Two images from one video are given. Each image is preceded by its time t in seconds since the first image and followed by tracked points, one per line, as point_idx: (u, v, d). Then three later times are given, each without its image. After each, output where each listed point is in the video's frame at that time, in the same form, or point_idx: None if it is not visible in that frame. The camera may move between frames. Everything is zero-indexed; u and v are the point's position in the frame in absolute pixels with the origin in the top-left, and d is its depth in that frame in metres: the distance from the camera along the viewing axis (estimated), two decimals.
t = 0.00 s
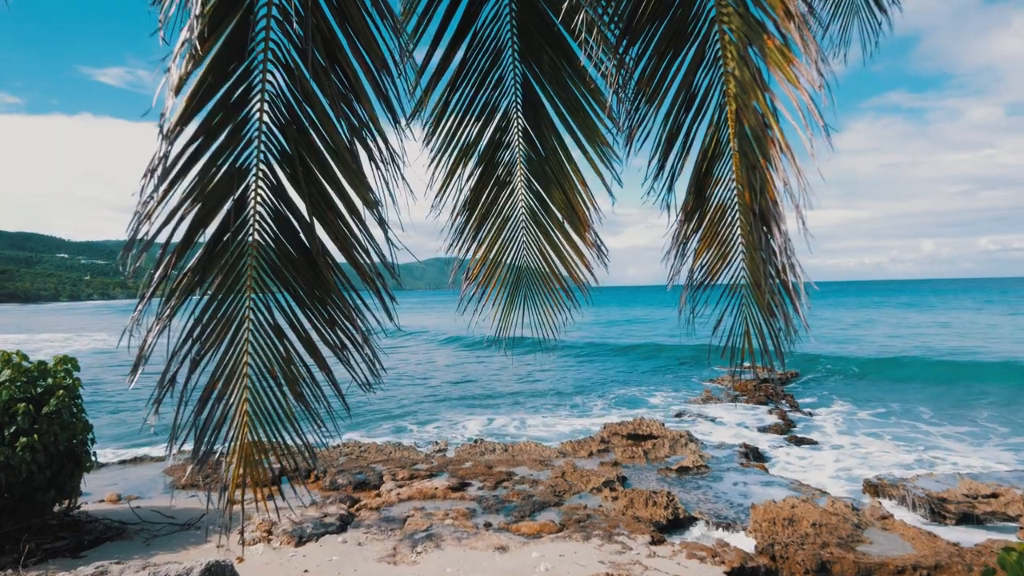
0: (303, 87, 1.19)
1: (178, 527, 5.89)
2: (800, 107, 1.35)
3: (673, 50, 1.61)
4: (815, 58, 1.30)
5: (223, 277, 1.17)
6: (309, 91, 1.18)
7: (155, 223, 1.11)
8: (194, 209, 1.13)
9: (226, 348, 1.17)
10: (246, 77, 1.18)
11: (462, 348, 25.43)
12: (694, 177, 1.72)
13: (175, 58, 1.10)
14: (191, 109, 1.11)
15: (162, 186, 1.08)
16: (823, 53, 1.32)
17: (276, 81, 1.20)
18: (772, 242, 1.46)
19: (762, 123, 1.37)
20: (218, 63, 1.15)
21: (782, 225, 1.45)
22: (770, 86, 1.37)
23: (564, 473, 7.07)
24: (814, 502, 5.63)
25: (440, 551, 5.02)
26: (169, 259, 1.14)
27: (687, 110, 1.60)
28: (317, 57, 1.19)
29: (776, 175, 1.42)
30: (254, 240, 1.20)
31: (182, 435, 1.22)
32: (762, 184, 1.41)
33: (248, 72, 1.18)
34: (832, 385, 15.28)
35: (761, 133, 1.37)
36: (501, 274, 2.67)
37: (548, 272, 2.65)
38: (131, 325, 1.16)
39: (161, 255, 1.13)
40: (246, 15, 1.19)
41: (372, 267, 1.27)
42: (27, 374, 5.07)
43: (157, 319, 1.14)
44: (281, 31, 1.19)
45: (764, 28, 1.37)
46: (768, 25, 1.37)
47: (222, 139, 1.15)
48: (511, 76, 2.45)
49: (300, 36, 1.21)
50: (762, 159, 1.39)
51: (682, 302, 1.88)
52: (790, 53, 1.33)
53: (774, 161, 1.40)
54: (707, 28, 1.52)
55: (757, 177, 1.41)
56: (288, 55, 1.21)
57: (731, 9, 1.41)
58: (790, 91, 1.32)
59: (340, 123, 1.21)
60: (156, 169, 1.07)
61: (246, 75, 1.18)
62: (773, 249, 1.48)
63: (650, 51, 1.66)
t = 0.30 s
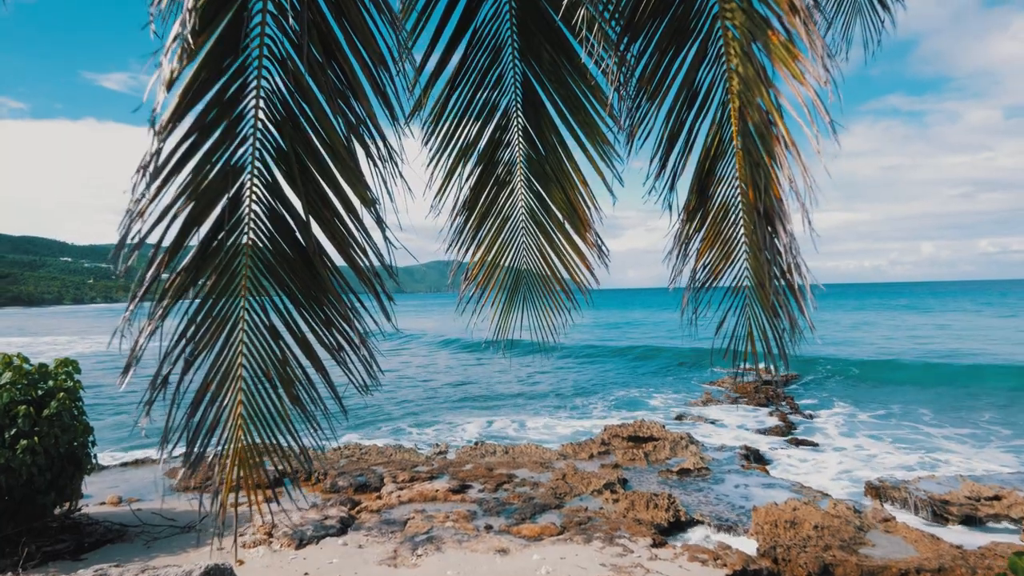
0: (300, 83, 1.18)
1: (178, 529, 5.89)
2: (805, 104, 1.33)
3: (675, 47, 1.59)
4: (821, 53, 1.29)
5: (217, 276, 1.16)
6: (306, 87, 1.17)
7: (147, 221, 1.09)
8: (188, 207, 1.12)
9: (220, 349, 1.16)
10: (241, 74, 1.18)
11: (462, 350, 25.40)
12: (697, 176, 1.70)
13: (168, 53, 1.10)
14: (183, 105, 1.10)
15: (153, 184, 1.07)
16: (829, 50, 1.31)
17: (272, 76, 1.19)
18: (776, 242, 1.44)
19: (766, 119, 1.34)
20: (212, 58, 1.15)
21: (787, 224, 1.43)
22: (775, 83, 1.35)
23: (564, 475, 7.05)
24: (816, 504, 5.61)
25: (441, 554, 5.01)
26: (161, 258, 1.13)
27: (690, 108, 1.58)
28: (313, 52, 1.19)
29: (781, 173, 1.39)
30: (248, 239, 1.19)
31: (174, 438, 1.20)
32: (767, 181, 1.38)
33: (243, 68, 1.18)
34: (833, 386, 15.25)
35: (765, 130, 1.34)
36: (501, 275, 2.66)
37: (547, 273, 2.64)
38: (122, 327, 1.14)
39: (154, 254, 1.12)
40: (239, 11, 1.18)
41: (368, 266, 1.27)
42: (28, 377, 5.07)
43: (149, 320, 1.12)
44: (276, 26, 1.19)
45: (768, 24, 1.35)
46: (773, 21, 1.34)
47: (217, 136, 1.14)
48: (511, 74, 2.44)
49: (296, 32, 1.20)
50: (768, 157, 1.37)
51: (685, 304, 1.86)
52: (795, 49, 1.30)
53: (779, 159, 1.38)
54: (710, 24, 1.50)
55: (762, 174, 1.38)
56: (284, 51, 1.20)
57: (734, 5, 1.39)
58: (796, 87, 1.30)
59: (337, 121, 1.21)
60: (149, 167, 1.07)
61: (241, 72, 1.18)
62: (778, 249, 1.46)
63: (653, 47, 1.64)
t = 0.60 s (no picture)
0: (294, 78, 1.16)
1: (179, 532, 5.87)
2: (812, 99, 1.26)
3: (677, 43, 1.54)
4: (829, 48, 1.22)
5: (210, 275, 1.13)
6: (301, 83, 1.15)
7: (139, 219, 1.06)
8: (181, 206, 1.09)
9: (213, 349, 1.13)
10: (235, 71, 1.16)
11: (463, 352, 25.38)
12: (700, 175, 1.65)
13: (160, 47, 1.09)
14: (175, 102, 1.08)
15: (142, 183, 1.03)
16: (838, 44, 1.25)
17: (267, 73, 1.16)
18: (783, 240, 1.35)
19: (773, 115, 1.28)
20: (205, 55, 1.13)
21: (794, 221, 1.35)
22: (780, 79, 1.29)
23: (565, 478, 7.02)
24: (819, 508, 5.57)
25: (441, 556, 4.98)
26: (153, 256, 1.09)
27: (693, 104, 1.52)
28: (309, 48, 1.17)
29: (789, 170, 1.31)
30: (242, 238, 1.17)
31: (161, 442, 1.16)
32: (772, 177, 1.31)
33: (237, 65, 1.16)
34: (834, 388, 15.20)
35: (771, 126, 1.28)
36: (499, 277, 2.63)
37: (547, 274, 2.62)
38: (112, 327, 1.11)
39: (146, 251, 1.09)
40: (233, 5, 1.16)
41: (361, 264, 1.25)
42: (31, 380, 5.07)
43: (139, 322, 1.09)
44: (271, 22, 1.17)
45: (774, 18, 1.29)
46: (777, 15, 1.28)
47: (210, 133, 1.12)
48: (510, 73, 2.42)
49: (291, 28, 1.18)
50: (773, 153, 1.30)
51: (688, 304, 1.82)
52: (802, 42, 1.24)
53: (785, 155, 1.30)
54: (713, 18, 1.45)
55: (767, 171, 1.32)
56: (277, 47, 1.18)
57: None
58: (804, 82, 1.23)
59: (335, 118, 1.19)
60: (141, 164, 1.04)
61: (234, 69, 1.16)
62: (784, 249, 1.37)
63: (655, 42, 1.59)
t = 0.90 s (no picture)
0: (289, 72, 1.10)
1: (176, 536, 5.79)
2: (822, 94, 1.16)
3: (683, 37, 1.43)
4: (841, 37, 1.09)
5: (200, 273, 1.02)
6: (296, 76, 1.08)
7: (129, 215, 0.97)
8: (172, 203, 0.99)
9: (203, 348, 1.02)
10: (227, 63, 1.06)
11: (462, 355, 25.31)
12: (705, 172, 1.61)
13: (148, 38, 1.00)
14: (166, 96, 1.00)
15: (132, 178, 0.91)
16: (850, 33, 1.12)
17: (261, 66, 1.10)
18: (793, 238, 1.25)
19: (783, 111, 1.17)
20: (196, 49, 1.03)
21: (804, 218, 1.24)
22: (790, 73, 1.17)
23: (564, 481, 6.96)
24: (823, 511, 5.50)
25: (440, 560, 4.91)
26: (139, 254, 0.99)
27: (698, 100, 1.47)
28: (304, 41, 1.10)
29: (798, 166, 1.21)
30: (234, 233, 1.06)
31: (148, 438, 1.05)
32: (781, 173, 1.21)
33: (228, 59, 1.06)
34: (834, 390, 15.14)
35: (780, 120, 1.17)
36: (497, 280, 2.59)
37: (547, 274, 2.56)
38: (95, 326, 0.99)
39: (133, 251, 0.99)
40: None
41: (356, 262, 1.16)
42: (29, 383, 5.02)
43: (126, 321, 0.98)
44: (264, 13, 1.11)
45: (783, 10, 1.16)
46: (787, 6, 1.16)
47: (202, 128, 1.02)
48: (510, 69, 2.37)
49: (286, 20, 1.12)
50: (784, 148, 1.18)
51: (693, 304, 1.78)
52: (812, 33, 1.10)
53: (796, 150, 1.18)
54: (720, 10, 1.34)
55: (775, 167, 1.21)
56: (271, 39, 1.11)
57: None
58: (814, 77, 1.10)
59: (330, 111, 1.12)
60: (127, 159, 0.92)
61: (227, 62, 1.06)
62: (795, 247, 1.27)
63: (661, 35, 1.47)
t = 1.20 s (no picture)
0: (283, 59, 1.02)
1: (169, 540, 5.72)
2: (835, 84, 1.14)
3: (689, 25, 1.40)
4: (855, 26, 1.07)
5: (185, 266, 0.96)
6: (287, 58, 1.00)
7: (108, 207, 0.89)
8: (153, 190, 0.91)
9: (189, 344, 0.97)
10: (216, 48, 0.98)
11: (459, 357, 25.26)
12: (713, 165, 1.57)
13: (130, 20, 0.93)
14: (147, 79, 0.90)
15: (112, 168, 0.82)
16: (864, 19, 1.10)
17: (252, 53, 1.03)
18: (804, 233, 1.22)
19: (793, 102, 1.13)
20: (181, 28, 0.95)
21: (815, 213, 1.20)
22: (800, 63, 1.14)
23: (564, 483, 6.91)
24: (823, 513, 5.48)
25: (438, 564, 4.86)
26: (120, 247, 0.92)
27: (705, 91, 1.44)
28: (298, 23, 1.02)
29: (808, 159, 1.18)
30: (221, 227, 0.99)
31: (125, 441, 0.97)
32: (791, 167, 1.18)
33: (217, 44, 0.99)
34: (833, 391, 15.13)
35: (790, 111, 1.13)
36: (495, 281, 2.56)
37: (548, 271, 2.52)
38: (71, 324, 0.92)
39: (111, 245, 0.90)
40: None
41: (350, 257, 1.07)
42: (18, 385, 4.95)
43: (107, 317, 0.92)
44: None
45: None
46: None
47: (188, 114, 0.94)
48: (510, 60, 2.34)
49: (280, 3, 1.05)
50: (792, 141, 1.15)
51: (699, 304, 1.74)
52: (824, 19, 1.09)
53: (805, 143, 1.15)
54: None
55: (785, 159, 1.18)
56: (263, 22, 1.03)
57: None
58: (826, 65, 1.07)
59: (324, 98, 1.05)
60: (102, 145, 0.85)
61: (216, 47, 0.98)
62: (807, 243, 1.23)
63: (667, 23, 1.44)
